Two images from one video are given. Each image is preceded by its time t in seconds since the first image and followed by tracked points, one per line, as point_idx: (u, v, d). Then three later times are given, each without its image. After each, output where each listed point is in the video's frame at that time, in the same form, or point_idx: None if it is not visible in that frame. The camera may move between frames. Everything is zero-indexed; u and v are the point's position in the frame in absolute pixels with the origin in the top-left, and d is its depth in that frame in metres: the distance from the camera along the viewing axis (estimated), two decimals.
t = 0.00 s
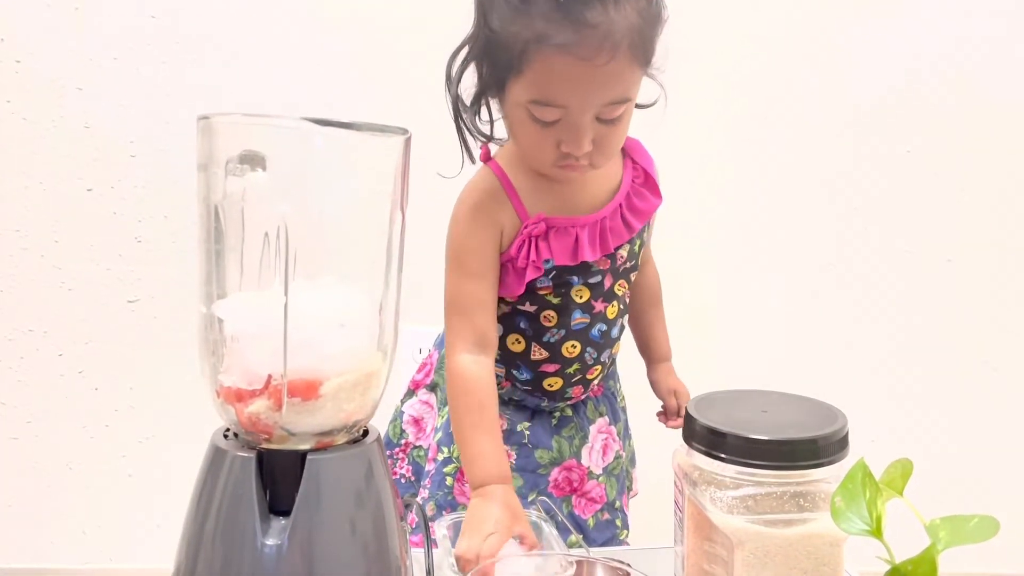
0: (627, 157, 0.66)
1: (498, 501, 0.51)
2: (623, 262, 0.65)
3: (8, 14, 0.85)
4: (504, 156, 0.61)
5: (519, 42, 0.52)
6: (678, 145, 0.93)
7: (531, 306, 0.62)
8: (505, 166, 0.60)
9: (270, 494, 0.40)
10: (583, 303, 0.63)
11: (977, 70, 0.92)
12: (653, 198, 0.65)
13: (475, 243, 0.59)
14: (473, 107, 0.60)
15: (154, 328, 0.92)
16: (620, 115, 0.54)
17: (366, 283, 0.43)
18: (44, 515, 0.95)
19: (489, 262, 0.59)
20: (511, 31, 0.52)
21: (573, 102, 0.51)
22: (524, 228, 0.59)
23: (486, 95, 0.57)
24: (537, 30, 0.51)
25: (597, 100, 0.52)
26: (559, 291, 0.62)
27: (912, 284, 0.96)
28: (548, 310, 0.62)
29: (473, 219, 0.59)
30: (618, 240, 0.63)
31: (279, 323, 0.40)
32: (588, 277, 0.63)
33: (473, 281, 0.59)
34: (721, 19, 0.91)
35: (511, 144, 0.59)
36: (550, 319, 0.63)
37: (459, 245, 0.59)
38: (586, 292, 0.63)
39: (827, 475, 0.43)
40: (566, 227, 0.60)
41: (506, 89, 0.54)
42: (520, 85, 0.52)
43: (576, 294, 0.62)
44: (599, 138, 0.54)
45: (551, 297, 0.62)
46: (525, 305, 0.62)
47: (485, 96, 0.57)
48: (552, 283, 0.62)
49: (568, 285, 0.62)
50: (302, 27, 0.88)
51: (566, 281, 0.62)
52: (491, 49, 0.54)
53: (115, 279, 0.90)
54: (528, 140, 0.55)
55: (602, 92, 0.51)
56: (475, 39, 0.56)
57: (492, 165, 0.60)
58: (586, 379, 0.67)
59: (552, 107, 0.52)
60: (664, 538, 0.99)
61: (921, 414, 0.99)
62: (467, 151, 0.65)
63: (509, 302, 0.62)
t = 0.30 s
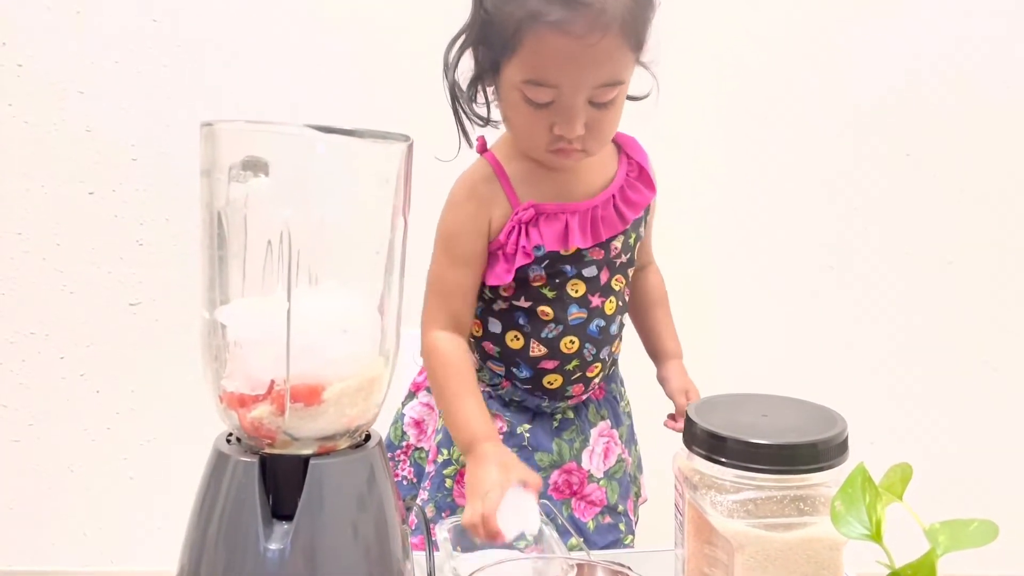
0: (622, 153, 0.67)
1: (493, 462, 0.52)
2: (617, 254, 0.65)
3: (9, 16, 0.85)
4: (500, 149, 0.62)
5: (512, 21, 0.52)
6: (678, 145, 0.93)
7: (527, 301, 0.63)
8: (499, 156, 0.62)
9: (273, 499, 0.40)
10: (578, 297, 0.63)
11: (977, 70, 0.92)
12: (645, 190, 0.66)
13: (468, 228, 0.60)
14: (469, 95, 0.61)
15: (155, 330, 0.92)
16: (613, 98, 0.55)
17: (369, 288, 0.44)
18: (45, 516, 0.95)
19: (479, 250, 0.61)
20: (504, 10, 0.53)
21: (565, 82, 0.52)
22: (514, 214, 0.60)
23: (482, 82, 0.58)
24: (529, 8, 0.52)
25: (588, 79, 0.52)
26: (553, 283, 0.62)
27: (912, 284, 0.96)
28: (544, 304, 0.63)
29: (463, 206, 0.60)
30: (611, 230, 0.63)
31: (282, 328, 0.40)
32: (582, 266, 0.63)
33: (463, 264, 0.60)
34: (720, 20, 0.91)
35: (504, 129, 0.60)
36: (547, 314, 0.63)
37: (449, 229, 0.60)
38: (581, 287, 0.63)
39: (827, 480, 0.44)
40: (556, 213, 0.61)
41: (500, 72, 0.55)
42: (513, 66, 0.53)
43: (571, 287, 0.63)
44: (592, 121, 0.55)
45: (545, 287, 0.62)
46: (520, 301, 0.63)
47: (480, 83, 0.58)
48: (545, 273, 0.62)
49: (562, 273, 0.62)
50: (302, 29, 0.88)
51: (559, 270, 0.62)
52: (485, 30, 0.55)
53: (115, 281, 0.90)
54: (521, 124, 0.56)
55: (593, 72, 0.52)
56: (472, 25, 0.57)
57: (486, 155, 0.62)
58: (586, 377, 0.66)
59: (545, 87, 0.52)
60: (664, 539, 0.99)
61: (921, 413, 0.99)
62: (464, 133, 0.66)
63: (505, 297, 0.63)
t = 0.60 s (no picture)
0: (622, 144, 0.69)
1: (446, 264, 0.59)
2: (603, 238, 0.65)
3: (8, 19, 0.85)
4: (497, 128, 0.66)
5: None
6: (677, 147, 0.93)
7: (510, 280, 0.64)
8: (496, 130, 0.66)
9: (272, 499, 0.40)
10: (562, 279, 0.64)
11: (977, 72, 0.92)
12: (637, 177, 0.67)
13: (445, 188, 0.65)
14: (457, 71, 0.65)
15: (154, 332, 0.92)
16: (596, 72, 0.57)
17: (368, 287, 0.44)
18: (45, 517, 0.95)
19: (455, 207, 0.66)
20: None
21: (545, 49, 0.55)
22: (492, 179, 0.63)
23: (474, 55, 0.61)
24: None
25: (568, 48, 0.55)
26: (534, 260, 0.64)
27: (912, 285, 0.96)
28: (526, 284, 0.64)
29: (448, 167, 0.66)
30: (594, 209, 0.64)
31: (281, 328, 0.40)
32: (562, 242, 0.64)
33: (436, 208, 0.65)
34: (721, 22, 0.91)
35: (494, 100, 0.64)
36: (528, 296, 0.64)
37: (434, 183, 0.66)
38: (564, 270, 0.64)
39: (825, 479, 0.44)
40: (531, 178, 0.64)
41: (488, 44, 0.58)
42: (500, 36, 0.56)
43: (554, 268, 0.64)
44: (574, 93, 0.57)
45: (526, 264, 0.64)
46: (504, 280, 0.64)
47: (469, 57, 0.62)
48: (524, 244, 0.64)
49: (541, 248, 0.64)
50: (303, 30, 0.88)
51: (537, 244, 0.64)
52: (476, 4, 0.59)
53: (116, 283, 0.90)
54: (507, 97, 0.59)
55: (573, 41, 0.55)
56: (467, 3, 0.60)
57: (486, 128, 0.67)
58: (575, 368, 0.65)
59: (527, 55, 0.56)
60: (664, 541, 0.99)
61: (921, 415, 0.99)
62: (459, 107, 0.72)
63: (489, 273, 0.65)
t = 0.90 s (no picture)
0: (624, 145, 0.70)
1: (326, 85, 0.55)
2: (586, 227, 0.64)
3: (8, 22, 0.85)
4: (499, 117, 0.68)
5: None
6: (677, 149, 0.93)
7: (489, 265, 0.65)
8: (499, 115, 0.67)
9: (270, 503, 0.40)
10: (540, 266, 0.64)
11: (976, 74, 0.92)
12: (629, 174, 0.67)
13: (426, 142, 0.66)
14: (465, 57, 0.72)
15: (154, 335, 0.92)
16: (578, 41, 0.61)
17: (369, 289, 0.44)
18: (44, 522, 0.95)
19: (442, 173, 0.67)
20: None
21: (525, 10, 0.59)
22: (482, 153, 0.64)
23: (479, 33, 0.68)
24: None
25: (546, 9, 0.59)
26: (515, 243, 0.64)
27: (911, 288, 0.96)
28: (505, 271, 0.64)
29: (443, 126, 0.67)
30: (579, 197, 0.64)
31: (280, 332, 0.40)
32: (544, 224, 0.64)
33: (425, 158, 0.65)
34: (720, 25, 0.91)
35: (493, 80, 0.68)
36: (506, 282, 0.64)
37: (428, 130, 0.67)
38: (544, 257, 0.64)
39: (826, 483, 0.44)
40: (517, 154, 0.64)
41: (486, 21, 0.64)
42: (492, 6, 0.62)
43: (532, 255, 0.64)
44: (554, 57, 0.61)
45: (507, 246, 0.64)
46: (484, 266, 0.65)
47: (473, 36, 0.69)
48: (507, 221, 0.64)
49: (522, 229, 0.64)
50: (303, 33, 0.88)
51: (518, 224, 0.64)
52: None
53: (114, 287, 0.90)
54: (496, 68, 0.62)
55: (553, 3, 0.59)
56: None
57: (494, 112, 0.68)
58: (554, 362, 0.65)
59: (511, 18, 0.60)
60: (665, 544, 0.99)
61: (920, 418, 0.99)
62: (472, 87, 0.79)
63: (473, 258, 0.66)
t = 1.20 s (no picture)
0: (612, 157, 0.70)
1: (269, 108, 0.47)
2: (577, 244, 0.65)
3: (8, 29, 0.85)
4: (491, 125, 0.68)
5: None
6: (676, 155, 0.94)
7: (479, 278, 0.65)
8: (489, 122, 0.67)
9: (271, 513, 0.40)
10: (529, 284, 0.64)
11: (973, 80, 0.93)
12: (618, 190, 0.67)
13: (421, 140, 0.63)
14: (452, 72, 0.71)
15: (154, 342, 0.92)
16: (568, 43, 0.61)
17: (370, 295, 0.44)
18: (44, 530, 0.94)
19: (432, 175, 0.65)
20: None
21: (515, 14, 0.59)
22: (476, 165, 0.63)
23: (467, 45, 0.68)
24: None
25: (536, 13, 0.60)
26: (505, 259, 0.64)
27: (910, 294, 0.96)
28: (493, 285, 0.64)
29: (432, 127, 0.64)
30: (572, 214, 0.64)
31: (280, 342, 0.40)
32: (535, 241, 0.64)
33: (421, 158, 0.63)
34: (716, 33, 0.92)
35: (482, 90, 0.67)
36: (494, 296, 0.64)
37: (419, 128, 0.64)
38: (533, 274, 0.64)
39: (827, 492, 0.44)
40: (511, 169, 0.63)
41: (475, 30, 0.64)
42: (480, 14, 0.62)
43: (522, 272, 0.64)
44: (546, 61, 0.61)
45: (498, 262, 0.64)
46: (473, 280, 0.65)
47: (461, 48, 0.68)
48: (498, 237, 0.64)
49: (513, 246, 0.63)
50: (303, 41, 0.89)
51: (509, 240, 0.63)
52: None
53: (113, 294, 0.90)
54: (489, 77, 0.62)
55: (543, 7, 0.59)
56: None
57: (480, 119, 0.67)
58: (540, 376, 0.66)
59: (501, 24, 0.60)
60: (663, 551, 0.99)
61: (919, 424, 0.99)
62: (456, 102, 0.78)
63: (463, 270, 0.65)
